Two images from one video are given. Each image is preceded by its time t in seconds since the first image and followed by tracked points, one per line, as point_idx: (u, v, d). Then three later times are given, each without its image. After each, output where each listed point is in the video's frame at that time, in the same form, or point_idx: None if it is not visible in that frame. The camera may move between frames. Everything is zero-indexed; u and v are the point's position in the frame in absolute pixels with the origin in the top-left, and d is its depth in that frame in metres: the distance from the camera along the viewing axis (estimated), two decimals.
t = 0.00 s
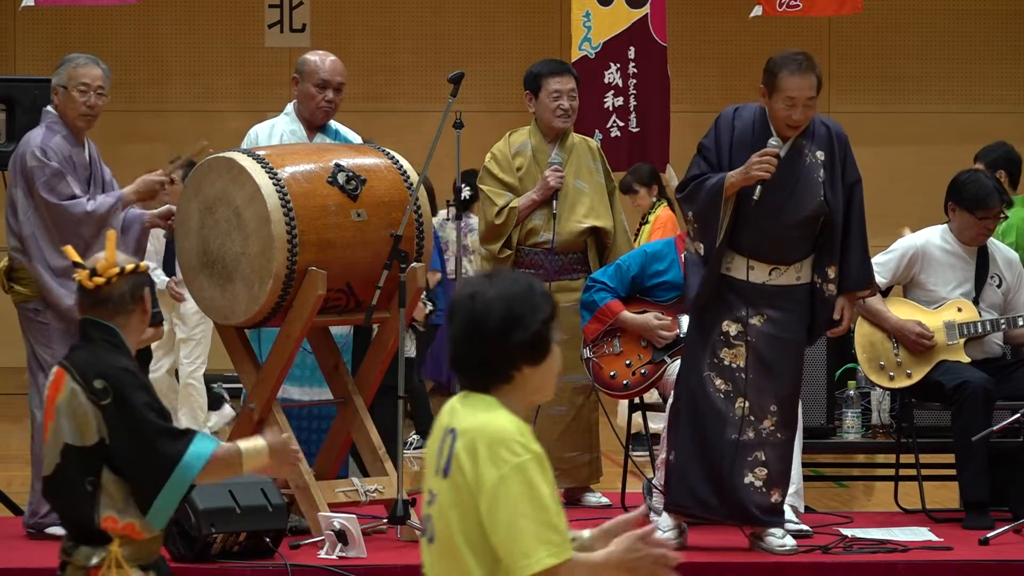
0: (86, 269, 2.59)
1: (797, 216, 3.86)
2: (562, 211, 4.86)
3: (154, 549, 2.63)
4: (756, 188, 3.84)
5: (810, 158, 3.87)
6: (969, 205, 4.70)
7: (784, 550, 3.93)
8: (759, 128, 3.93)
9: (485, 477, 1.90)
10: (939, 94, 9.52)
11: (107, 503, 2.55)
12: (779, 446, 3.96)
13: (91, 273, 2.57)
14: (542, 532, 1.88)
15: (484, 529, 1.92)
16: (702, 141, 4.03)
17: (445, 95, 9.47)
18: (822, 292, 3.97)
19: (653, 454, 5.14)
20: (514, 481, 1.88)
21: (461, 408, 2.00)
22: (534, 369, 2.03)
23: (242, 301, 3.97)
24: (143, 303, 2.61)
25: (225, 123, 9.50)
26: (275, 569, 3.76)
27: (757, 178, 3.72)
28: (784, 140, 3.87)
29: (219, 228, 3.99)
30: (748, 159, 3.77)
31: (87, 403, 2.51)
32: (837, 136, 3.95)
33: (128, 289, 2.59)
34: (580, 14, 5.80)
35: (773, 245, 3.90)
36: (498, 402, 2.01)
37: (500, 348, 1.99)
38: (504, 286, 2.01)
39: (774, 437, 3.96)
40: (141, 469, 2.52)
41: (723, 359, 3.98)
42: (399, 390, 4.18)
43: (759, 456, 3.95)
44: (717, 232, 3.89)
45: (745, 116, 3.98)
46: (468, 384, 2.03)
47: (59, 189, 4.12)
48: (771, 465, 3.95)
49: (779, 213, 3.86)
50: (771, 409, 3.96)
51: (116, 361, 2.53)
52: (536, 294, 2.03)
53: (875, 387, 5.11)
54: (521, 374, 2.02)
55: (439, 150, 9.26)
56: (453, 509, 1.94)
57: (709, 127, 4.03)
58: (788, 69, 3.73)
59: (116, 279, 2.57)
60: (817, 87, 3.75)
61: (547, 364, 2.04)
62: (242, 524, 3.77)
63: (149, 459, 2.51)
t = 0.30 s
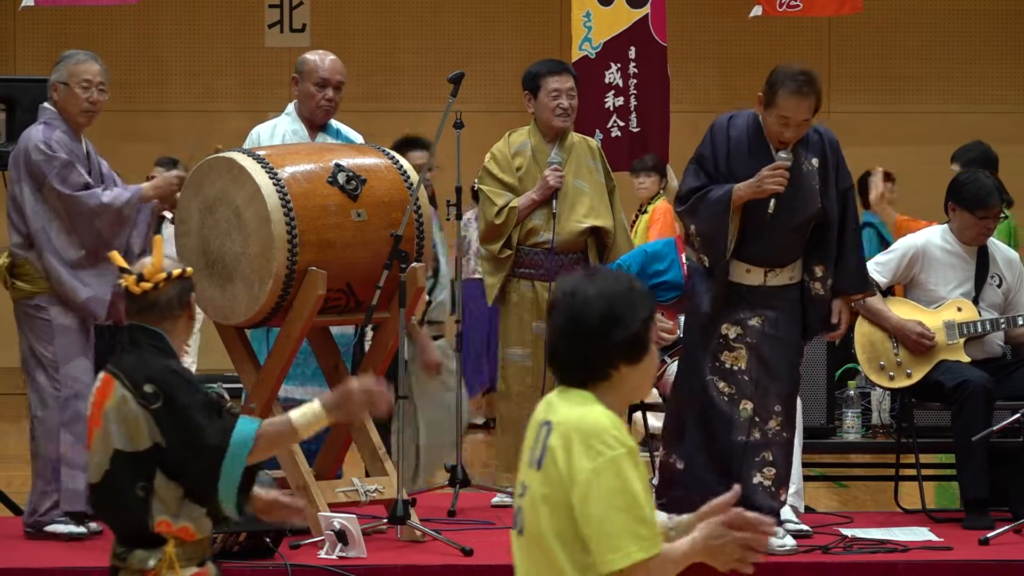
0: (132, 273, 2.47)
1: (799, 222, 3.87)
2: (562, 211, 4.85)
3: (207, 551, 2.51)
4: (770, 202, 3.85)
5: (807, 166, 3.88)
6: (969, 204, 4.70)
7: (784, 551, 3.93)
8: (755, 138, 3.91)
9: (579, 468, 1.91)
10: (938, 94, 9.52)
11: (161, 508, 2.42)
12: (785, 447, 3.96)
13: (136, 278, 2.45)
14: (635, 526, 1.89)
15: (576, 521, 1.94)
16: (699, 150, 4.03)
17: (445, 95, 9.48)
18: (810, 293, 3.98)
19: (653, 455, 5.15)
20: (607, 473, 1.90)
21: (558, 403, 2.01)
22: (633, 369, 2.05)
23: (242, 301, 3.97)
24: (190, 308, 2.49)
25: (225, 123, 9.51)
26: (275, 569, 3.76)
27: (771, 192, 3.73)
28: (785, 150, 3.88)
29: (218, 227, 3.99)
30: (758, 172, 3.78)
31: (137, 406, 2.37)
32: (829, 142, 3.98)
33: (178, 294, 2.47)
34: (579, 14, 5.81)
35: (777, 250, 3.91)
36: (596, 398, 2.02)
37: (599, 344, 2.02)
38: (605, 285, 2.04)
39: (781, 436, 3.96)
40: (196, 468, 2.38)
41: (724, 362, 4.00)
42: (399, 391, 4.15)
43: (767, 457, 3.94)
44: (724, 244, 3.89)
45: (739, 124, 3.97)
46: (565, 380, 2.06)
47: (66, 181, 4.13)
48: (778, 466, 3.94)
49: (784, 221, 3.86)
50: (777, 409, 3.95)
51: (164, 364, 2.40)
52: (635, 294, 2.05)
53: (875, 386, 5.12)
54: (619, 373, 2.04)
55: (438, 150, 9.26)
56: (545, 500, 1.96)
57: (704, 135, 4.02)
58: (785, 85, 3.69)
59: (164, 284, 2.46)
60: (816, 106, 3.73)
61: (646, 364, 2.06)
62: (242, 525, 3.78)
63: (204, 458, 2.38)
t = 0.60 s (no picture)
0: (151, 278, 2.56)
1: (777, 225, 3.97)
2: (562, 211, 4.85)
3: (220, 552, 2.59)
4: (754, 210, 3.93)
5: (785, 168, 3.95)
6: (968, 204, 4.70)
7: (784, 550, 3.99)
8: (733, 142, 3.96)
9: (693, 482, 1.96)
10: (938, 94, 9.52)
11: (178, 510, 2.50)
12: (776, 445, 4.01)
13: (156, 283, 2.54)
14: (753, 536, 1.94)
15: (691, 534, 1.98)
16: (675, 155, 4.07)
17: (445, 95, 9.48)
18: (783, 291, 4.07)
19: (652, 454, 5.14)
20: (721, 485, 1.94)
21: (659, 414, 2.06)
22: (730, 375, 2.08)
23: (242, 301, 3.97)
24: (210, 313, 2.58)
25: (225, 123, 9.50)
26: (275, 569, 3.76)
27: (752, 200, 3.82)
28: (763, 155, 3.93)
29: (218, 227, 3.98)
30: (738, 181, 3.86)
31: (156, 410, 2.47)
32: (803, 144, 4.04)
33: (196, 298, 2.56)
34: (580, 14, 5.75)
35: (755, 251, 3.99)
36: (697, 407, 2.07)
37: (696, 353, 2.06)
38: (700, 292, 2.07)
39: (772, 434, 4.01)
40: (214, 472, 2.49)
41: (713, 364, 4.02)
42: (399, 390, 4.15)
43: (760, 455, 4.01)
44: (705, 249, 3.95)
45: (716, 128, 4.01)
46: (663, 388, 2.11)
47: (67, 185, 4.12)
48: (770, 463, 4.01)
49: (765, 225, 3.96)
50: (766, 408, 3.99)
51: (183, 367, 2.50)
52: (732, 300, 2.08)
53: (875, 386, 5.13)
54: (715, 381, 2.08)
55: (439, 150, 9.26)
56: (659, 515, 2.01)
57: (682, 140, 4.06)
58: (767, 98, 3.67)
59: (181, 289, 2.54)
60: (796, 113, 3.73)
61: (744, 368, 2.09)
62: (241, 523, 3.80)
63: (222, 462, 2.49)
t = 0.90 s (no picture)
0: (180, 276, 2.61)
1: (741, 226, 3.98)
2: (562, 211, 4.84)
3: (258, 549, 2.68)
4: (711, 209, 3.94)
5: (752, 170, 3.98)
6: (967, 203, 4.70)
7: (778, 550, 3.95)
8: (701, 142, 3.99)
9: (784, 478, 1.90)
10: (939, 94, 9.53)
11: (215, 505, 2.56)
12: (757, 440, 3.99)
13: (186, 280, 2.58)
14: (845, 536, 1.88)
15: (783, 531, 1.93)
16: (642, 153, 4.10)
17: (445, 95, 9.49)
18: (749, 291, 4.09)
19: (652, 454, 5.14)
20: (812, 484, 1.89)
21: (751, 408, 2.02)
22: (824, 369, 2.03)
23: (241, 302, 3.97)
24: (238, 307, 2.62)
25: (225, 124, 9.51)
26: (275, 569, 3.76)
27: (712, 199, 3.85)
28: (729, 156, 3.96)
29: (219, 228, 3.99)
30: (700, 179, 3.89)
31: (187, 408, 2.51)
32: (772, 148, 4.08)
33: (222, 294, 2.60)
34: (580, 15, 5.62)
35: (716, 251, 4.01)
36: (791, 402, 2.02)
37: (787, 347, 2.01)
38: (795, 285, 2.03)
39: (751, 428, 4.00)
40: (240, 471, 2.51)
41: (685, 361, 4.02)
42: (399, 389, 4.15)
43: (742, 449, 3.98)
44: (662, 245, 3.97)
45: (685, 128, 4.04)
46: (757, 380, 2.07)
47: (68, 192, 4.12)
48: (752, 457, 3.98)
49: (726, 225, 3.97)
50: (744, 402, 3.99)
51: (212, 363, 2.54)
52: (829, 293, 2.03)
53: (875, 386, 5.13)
54: (807, 375, 2.03)
55: (439, 150, 9.27)
56: (750, 511, 1.96)
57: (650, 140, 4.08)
58: (735, 99, 3.70)
59: (208, 285, 2.58)
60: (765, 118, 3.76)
61: (840, 363, 2.04)
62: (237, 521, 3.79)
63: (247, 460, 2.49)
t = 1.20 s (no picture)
0: (198, 270, 2.62)
1: (720, 221, 3.99)
2: (562, 211, 4.83)
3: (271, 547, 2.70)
4: (693, 204, 3.95)
5: (727, 163, 3.99)
6: (967, 202, 4.71)
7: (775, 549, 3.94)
8: (676, 138, 4.00)
9: (857, 484, 1.94)
10: (939, 94, 9.52)
11: (231, 501, 2.57)
12: (745, 433, 4.03)
13: (204, 275, 2.60)
14: (915, 543, 1.92)
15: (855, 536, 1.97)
16: (618, 155, 4.11)
17: (445, 95, 9.49)
18: (725, 290, 4.12)
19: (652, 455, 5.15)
20: (885, 491, 1.92)
21: (830, 417, 2.05)
22: (907, 379, 2.05)
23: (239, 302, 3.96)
24: (255, 302, 2.65)
25: (225, 124, 9.51)
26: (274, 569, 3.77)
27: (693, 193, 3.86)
28: (704, 150, 3.97)
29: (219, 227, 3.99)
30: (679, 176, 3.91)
31: (204, 405, 2.53)
32: (744, 142, 4.09)
33: (239, 290, 2.62)
34: (580, 15, 5.59)
35: (697, 248, 4.01)
36: (871, 410, 2.05)
37: (869, 354, 2.04)
38: (883, 294, 2.05)
39: (739, 423, 4.03)
40: (258, 473, 2.53)
41: (669, 359, 4.03)
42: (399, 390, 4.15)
43: (731, 445, 4.00)
44: (645, 245, 3.97)
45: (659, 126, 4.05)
46: (841, 386, 2.10)
47: (68, 193, 4.12)
48: (742, 451, 4.01)
49: (706, 220, 3.98)
50: (729, 398, 4.03)
51: (230, 361, 2.56)
52: (916, 303, 2.05)
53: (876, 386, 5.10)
54: (891, 383, 2.05)
55: (438, 151, 9.27)
56: (824, 514, 2.00)
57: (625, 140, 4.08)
58: (706, 93, 3.77)
59: (224, 282, 2.60)
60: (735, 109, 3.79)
61: (924, 373, 2.05)
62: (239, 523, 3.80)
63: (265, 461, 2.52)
